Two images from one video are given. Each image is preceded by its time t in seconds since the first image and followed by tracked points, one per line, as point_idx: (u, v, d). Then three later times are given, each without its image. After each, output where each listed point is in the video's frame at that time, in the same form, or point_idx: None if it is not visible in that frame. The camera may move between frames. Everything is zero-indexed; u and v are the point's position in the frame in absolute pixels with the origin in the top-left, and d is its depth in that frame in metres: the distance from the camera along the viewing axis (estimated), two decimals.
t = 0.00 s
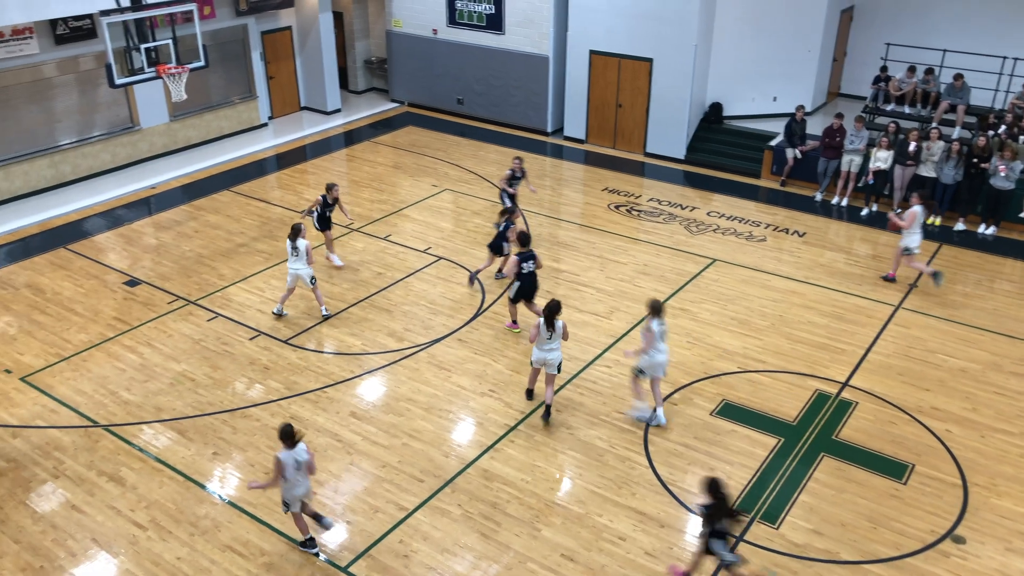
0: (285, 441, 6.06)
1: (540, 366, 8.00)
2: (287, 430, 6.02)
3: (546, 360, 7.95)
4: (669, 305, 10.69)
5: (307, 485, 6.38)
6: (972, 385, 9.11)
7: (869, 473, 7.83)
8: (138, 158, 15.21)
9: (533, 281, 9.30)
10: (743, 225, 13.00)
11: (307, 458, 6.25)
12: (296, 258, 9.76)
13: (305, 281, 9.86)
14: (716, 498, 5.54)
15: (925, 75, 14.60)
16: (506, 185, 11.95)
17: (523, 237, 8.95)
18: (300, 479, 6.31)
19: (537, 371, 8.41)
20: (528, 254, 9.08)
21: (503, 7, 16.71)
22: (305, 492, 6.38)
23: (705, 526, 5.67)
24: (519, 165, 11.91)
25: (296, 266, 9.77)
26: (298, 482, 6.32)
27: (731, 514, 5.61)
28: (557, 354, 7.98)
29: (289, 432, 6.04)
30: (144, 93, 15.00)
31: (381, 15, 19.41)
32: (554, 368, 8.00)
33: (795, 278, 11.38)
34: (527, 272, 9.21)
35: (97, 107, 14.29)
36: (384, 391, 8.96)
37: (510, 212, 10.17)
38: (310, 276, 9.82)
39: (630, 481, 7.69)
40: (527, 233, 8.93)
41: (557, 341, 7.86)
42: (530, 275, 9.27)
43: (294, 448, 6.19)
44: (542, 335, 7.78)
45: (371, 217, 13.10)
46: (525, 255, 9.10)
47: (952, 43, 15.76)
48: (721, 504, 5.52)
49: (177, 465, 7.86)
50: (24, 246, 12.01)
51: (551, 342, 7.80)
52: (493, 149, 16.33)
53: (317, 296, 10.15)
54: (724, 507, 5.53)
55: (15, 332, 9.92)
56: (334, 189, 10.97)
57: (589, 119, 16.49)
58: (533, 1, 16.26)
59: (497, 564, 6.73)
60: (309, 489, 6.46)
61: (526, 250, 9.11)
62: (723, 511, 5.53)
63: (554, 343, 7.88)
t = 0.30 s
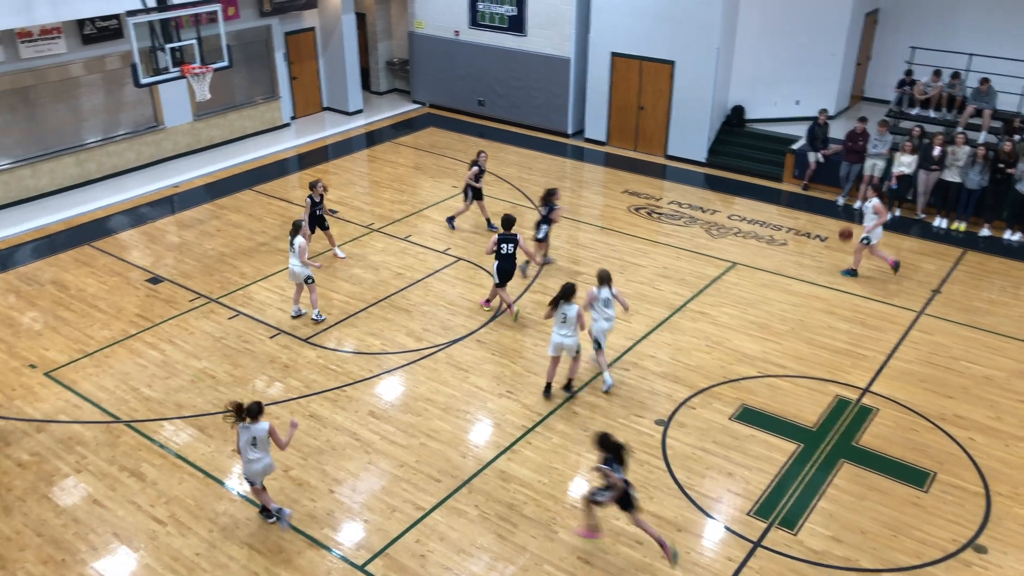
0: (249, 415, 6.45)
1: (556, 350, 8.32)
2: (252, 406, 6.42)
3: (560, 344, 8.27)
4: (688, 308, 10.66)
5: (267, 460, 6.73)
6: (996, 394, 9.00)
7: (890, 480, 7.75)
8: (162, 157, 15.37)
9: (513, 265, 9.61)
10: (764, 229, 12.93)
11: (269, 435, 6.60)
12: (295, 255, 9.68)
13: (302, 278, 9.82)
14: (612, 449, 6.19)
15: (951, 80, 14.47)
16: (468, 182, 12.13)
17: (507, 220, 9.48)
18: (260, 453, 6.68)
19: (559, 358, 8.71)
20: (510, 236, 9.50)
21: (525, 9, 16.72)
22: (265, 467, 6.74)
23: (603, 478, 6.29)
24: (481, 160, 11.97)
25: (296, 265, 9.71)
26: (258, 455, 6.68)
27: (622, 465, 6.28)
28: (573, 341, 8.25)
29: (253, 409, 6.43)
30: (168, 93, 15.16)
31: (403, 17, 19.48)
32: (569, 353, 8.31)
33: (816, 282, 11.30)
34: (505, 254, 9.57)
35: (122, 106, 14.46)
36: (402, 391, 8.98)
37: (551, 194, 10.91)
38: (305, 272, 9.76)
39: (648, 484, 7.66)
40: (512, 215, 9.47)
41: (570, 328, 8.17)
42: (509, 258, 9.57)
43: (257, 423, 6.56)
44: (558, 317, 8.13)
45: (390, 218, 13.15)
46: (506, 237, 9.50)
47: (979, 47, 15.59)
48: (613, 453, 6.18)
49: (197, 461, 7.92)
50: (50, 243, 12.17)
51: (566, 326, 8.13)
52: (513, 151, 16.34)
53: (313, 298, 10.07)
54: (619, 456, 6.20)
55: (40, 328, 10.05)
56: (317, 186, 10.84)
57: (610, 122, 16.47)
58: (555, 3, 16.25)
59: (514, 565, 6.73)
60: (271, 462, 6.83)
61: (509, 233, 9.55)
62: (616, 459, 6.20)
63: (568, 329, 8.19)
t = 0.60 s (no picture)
0: (225, 395, 6.69)
1: (593, 346, 8.40)
2: (229, 387, 6.65)
3: (597, 340, 8.35)
4: (713, 313, 10.58)
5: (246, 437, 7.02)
6: None
7: (917, 491, 7.64)
8: (191, 155, 15.52)
9: (513, 246, 10.28)
10: (790, 234, 12.81)
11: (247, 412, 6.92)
12: (310, 257, 9.70)
13: (313, 280, 9.83)
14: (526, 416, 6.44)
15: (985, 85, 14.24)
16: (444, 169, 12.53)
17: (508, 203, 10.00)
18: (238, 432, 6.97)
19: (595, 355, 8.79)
20: (511, 220, 10.06)
21: (553, 11, 16.71)
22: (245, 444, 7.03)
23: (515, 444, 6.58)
24: (457, 150, 12.52)
25: (309, 266, 9.74)
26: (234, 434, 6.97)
27: (538, 431, 6.54)
28: (608, 337, 8.34)
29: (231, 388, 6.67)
30: (198, 91, 15.30)
31: (431, 18, 19.55)
32: (606, 349, 8.40)
33: (842, 289, 11.18)
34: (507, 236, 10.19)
35: (152, 104, 14.62)
36: (424, 391, 9.00)
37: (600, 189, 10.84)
38: (319, 274, 9.78)
39: (669, 489, 7.61)
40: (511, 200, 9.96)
41: (604, 322, 8.23)
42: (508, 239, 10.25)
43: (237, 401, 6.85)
44: (593, 313, 8.22)
45: (415, 218, 13.19)
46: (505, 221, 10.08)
47: (1013, 52, 15.35)
48: (529, 420, 6.45)
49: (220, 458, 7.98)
50: (80, 239, 12.33)
51: (601, 322, 8.20)
52: (538, 152, 16.33)
53: (314, 299, 10.11)
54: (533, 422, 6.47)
55: (69, 322, 10.18)
56: (315, 176, 11.30)
57: (636, 124, 16.41)
58: (583, 5, 16.22)
59: (533, 568, 6.71)
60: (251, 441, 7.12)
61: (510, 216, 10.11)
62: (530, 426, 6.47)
63: (603, 325, 8.27)
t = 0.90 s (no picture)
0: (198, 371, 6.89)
1: (624, 339, 8.59)
2: (201, 363, 6.85)
3: (628, 333, 8.53)
4: (733, 317, 10.52)
5: (215, 420, 7.10)
6: None
7: (939, 499, 7.55)
8: (214, 153, 15.65)
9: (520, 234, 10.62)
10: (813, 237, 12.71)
11: (212, 396, 6.99)
12: (321, 259, 9.71)
13: (324, 280, 9.88)
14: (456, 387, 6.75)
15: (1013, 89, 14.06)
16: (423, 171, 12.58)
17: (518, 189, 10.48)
18: (208, 412, 7.09)
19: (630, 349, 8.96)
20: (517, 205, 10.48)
21: (576, 11, 16.67)
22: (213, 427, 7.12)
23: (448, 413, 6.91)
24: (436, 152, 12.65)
25: (320, 268, 9.77)
26: (205, 413, 7.09)
27: (466, 400, 6.87)
28: (639, 329, 8.53)
29: (205, 365, 6.87)
30: (222, 90, 15.42)
31: (454, 18, 19.59)
32: (637, 341, 8.59)
33: (865, 293, 11.08)
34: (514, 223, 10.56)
35: (177, 103, 14.75)
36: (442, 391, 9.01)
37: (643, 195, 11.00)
38: (329, 275, 9.81)
39: (687, 493, 7.57)
40: (523, 187, 10.36)
41: (636, 314, 8.40)
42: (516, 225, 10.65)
43: (207, 380, 6.99)
44: (623, 307, 8.39)
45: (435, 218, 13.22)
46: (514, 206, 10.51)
47: None
48: (455, 389, 6.73)
49: (240, 454, 8.03)
50: (104, 235, 12.46)
51: (631, 315, 8.38)
52: (560, 153, 16.32)
53: (321, 300, 10.17)
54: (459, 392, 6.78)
55: (93, 318, 10.30)
56: (314, 179, 11.39)
57: (658, 126, 16.35)
58: (606, 6, 16.18)
59: (550, 569, 6.70)
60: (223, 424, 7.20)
61: (518, 203, 10.52)
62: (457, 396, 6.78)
63: (634, 317, 8.47)
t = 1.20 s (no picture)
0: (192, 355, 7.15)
1: (648, 331, 8.80)
2: (195, 350, 7.07)
3: (652, 326, 8.74)
4: (754, 318, 10.46)
5: (202, 403, 7.40)
6: None
7: (961, 505, 7.47)
8: (236, 149, 15.74)
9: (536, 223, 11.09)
10: (835, 239, 12.61)
11: (200, 381, 7.26)
12: (337, 258, 9.76)
13: (340, 279, 9.89)
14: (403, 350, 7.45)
15: None
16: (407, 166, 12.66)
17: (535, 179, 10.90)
18: (198, 394, 7.39)
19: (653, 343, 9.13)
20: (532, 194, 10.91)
21: (598, 11, 16.62)
22: (200, 409, 7.44)
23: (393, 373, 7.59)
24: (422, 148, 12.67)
25: (338, 267, 9.81)
26: (195, 394, 7.40)
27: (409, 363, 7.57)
28: (662, 321, 8.74)
29: (199, 352, 7.09)
30: (245, 87, 15.52)
31: (476, 17, 19.60)
32: (661, 333, 8.79)
33: (887, 296, 10.98)
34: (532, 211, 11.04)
35: (200, 99, 14.85)
36: (460, 389, 9.02)
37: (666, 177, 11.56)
38: (345, 273, 9.83)
39: (705, 495, 7.53)
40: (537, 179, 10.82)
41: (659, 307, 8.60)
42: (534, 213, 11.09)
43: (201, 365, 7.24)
44: (647, 300, 8.60)
45: (454, 216, 13.23)
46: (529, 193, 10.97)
47: None
48: (403, 352, 7.45)
49: (259, 449, 8.08)
50: (127, 231, 12.57)
51: (656, 308, 8.59)
52: (580, 153, 16.29)
53: (338, 297, 10.18)
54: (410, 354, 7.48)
55: (115, 312, 10.39)
56: (321, 172, 11.44)
57: (680, 126, 16.29)
58: (629, 5, 16.12)
59: (566, 569, 6.69)
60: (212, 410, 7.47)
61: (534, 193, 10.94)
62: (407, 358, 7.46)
63: (658, 310, 8.66)
